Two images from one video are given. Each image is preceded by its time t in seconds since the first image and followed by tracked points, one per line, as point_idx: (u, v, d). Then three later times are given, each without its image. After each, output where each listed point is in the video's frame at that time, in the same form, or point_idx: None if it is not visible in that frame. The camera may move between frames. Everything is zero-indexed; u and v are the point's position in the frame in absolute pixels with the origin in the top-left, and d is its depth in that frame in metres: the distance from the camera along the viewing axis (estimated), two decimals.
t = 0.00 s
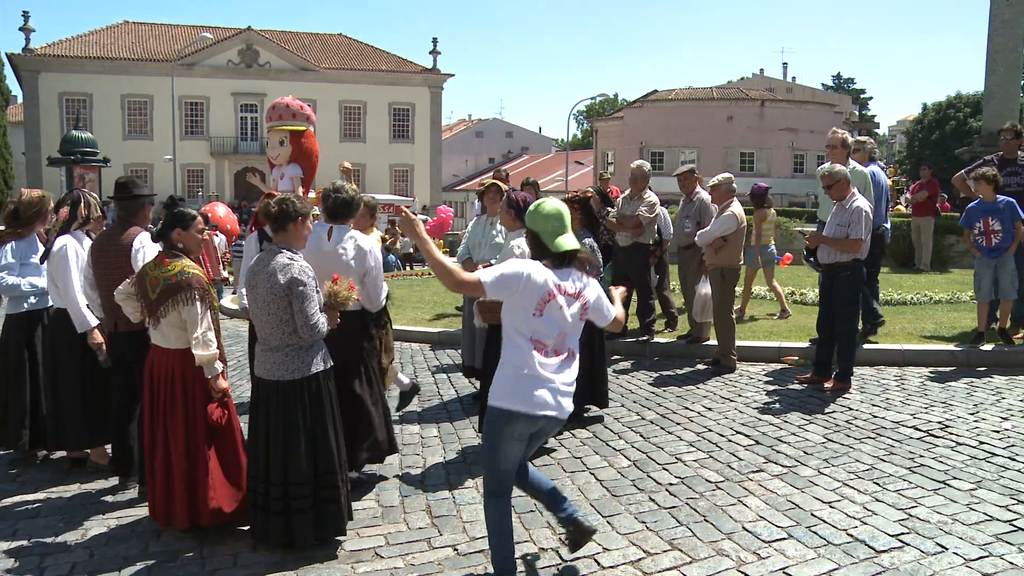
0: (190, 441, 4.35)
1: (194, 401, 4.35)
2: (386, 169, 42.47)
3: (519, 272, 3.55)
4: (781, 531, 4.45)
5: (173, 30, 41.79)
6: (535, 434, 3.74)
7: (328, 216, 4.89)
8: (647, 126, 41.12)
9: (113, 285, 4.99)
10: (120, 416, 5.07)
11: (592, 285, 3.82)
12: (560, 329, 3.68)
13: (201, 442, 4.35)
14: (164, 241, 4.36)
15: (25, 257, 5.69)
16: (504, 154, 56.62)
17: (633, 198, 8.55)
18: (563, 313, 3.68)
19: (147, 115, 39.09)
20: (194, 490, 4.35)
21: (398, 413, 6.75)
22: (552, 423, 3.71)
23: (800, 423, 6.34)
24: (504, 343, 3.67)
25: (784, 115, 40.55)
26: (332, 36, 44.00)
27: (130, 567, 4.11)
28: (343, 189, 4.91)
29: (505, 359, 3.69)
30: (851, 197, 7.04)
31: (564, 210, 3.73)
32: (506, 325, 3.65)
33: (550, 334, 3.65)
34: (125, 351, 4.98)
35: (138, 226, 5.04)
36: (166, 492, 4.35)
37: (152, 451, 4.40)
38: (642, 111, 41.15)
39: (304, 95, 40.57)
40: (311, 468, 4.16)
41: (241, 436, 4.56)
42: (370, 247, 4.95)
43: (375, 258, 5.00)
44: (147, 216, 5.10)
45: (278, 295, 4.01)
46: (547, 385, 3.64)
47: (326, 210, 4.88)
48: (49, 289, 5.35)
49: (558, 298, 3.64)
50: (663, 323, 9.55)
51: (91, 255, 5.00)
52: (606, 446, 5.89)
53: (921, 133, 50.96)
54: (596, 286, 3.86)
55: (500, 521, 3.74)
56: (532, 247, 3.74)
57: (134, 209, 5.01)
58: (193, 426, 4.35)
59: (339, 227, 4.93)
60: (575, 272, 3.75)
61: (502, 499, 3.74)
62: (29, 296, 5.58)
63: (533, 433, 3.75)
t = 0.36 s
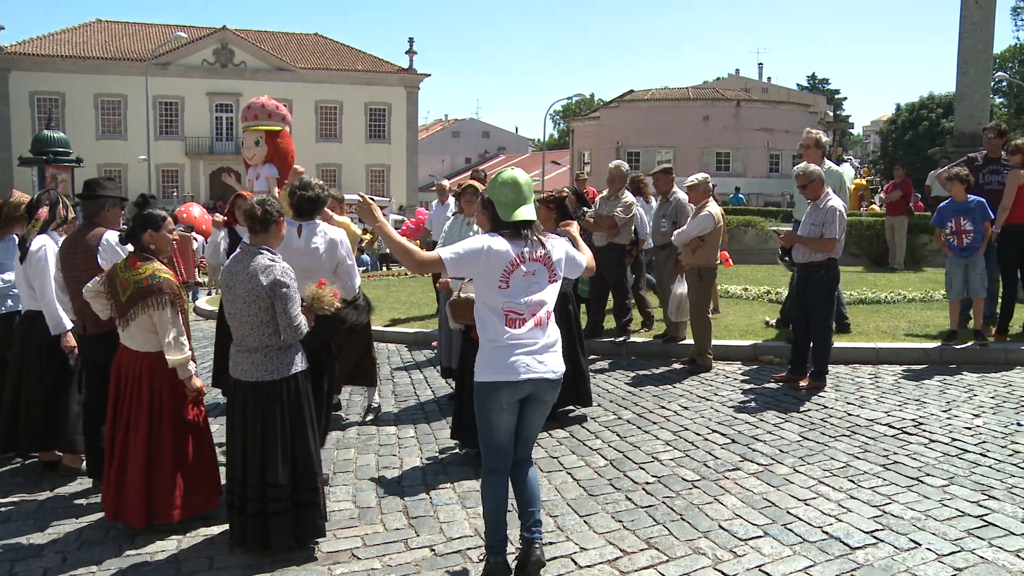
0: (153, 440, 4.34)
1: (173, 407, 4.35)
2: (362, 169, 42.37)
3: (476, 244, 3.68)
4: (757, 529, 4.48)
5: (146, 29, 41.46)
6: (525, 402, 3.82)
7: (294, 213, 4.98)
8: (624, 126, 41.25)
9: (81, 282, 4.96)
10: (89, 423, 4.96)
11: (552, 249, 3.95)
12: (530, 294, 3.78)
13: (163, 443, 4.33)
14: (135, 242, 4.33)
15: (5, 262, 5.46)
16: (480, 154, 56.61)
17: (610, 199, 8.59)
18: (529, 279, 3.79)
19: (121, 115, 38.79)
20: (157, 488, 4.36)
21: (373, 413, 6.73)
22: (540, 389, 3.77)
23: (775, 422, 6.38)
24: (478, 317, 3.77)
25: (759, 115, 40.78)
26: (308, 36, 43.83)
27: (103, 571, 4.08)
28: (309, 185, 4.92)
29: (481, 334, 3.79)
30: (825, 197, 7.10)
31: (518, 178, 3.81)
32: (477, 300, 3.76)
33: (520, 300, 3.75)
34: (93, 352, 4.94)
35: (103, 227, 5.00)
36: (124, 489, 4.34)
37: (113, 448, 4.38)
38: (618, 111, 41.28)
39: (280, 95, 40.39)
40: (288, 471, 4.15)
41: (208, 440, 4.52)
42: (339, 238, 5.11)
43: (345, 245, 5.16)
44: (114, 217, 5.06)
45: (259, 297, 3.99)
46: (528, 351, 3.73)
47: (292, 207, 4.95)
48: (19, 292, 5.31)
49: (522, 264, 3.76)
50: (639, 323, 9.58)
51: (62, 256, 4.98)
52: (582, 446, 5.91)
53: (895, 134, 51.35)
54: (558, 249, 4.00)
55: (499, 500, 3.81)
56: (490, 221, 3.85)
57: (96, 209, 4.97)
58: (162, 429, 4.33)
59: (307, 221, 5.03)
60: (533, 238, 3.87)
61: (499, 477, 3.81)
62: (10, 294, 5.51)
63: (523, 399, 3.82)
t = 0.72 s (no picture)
0: (115, 439, 4.33)
1: (138, 412, 4.31)
2: (336, 170, 42.23)
3: (462, 264, 3.77)
4: (731, 528, 4.51)
5: (117, 28, 41.08)
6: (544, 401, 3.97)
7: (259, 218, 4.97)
8: (598, 127, 41.36)
9: (61, 285, 4.88)
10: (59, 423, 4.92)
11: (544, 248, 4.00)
12: (528, 301, 3.86)
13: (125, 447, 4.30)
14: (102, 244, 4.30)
15: None
16: (455, 154, 56.58)
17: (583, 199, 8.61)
18: (524, 285, 3.86)
19: (92, 115, 38.44)
20: (121, 486, 4.36)
21: (347, 415, 6.71)
22: (553, 391, 3.91)
23: (749, 421, 6.42)
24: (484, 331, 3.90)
25: (732, 115, 40.98)
26: (281, 35, 43.61)
27: None
28: (265, 184, 4.98)
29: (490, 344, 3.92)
30: (797, 197, 7.16)
31: (496, 188, 3.86)
32: (478, 314, 3.88)
33: (516, 308, 3.84)
34: (61, 355, 4.89)
35: (73, 228, 4.96)
36: (86, 483, 4.36)
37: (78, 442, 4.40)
38: (592, 111, 41.38)
39: (252, 95, 40.16)
40: (267, 470, 4.14)
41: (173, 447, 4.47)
42: (299, 233, 4.96)
43: (309, 242, 5.00)
44: (88, 219, 5.03)
45: (233, 299, 3.98)
46: (535, 358, 3.84)
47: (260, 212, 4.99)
48: None
49: (513, 274, 3.83)
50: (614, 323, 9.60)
51: (30, 257, 4.94)
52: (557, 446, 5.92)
53: (866, 134, 51.80)
54: (548, 247, 4.04)
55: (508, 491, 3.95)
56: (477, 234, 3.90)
57: (66, 208, 4.93)
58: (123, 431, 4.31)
59: (270, 224, 4.99)
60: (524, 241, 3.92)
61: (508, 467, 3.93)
62: None
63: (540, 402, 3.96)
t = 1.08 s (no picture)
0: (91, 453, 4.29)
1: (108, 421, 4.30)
2: (307, 173, 42.03)
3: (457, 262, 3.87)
4: (703, 529, 4.54)
5: (84, 29, 40.67)
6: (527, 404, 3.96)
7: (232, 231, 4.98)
8: (569, 130, 41.46)
9: (33, 292, 4.83)
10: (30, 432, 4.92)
11: (546, 257, 4.05)
12: (520, 304, 3.90)
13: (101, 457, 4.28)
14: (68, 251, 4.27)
15: None
16: (427, 157, 56.52)
17: (555, 202, 8.62)
18: (517, 288, 3.91)
19: (59, 117, 38.03)
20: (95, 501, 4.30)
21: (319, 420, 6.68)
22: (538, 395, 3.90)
23: (720, 422, 6.46)
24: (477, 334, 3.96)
25: (703, 118, 41.19)
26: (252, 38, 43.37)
27: None
28: (242, 198, 5.00)
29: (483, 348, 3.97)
30: (767, 200, 7.22)
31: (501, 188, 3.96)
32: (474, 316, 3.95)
33: (508, 311, 3.88)
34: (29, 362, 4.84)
35: (44, 231, 4.89)
36: (65, 499, 4.29)
37: (55, 458, 4.35)
38: (563, 114, 41.47)
39: (223, 98, 39.91)
40: (232, 478, 4.11)
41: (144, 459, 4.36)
42: (270, 244, 4.89)
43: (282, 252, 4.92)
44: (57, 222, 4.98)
45: (198, 303, 3.96)
46: (521, 360, 3.87)
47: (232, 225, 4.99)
48: None
49: (506, 275, 3.89)
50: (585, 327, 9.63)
51: None
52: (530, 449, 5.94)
53: (835, 137, 52.28)
54: (549, 255, 4.07)
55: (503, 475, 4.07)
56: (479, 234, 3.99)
57: (38, 211, 4.89)
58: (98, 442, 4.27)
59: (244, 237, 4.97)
60: (523, 245, 3.98)
61: (510, 449, 4.04)
62: None
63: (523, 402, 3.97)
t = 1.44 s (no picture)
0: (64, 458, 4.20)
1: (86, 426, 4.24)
2: (275, 179, 41.81)
3: (411, 261, 3.72)
4: (672, 534, 4.57)
5: (48, 34, 40.21)
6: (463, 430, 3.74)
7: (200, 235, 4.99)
8: (538, 136, 41.56)
9: None
10: None
11: (508, 280, 3.77)
12: (465, 320, 3.69)
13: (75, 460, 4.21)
14: (38, 260, 4.22)
15: None
16: (396, 163, 56.45)
17: (523, 208, 8.63)
18: (465, 304, 3.70)
19: (22, 123, 37.56)
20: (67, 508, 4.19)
21: (288, 427, 6.65)
22: (468, 418, 3.70)
23: (689, 427, 6.50)
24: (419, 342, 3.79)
25: (671, 124, 41.44)
26: (219, 43, 43.11)
27: None
28: (211, 205, 5.03)
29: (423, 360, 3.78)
30: (735, 205, 7.27)
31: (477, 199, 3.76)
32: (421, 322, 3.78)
33: (450, 323, 3.68)
34: None
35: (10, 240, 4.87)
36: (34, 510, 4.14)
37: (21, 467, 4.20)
38: (532, 121, 41.57)
39: (189, 104, 39.62)
40: (196, 489, 4.07)
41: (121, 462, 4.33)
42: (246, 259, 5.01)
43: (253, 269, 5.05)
44: (21, 231, 4.93)
45: (169, 310, 3.92)
46: (453, 377, 3.66)
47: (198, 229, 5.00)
48: None
49: (455, 287, 3.70)
50: (553, 333, 9.66)
51: None
52: (499, 455, 5.94)
53: (802, 143, 52.78)
54: (514, 279, 3.80)
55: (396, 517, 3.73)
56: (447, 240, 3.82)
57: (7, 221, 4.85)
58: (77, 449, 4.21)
59: (212, 244, 4.99)
60: (484, 262, 3.75)
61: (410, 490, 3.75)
62: None
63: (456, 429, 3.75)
